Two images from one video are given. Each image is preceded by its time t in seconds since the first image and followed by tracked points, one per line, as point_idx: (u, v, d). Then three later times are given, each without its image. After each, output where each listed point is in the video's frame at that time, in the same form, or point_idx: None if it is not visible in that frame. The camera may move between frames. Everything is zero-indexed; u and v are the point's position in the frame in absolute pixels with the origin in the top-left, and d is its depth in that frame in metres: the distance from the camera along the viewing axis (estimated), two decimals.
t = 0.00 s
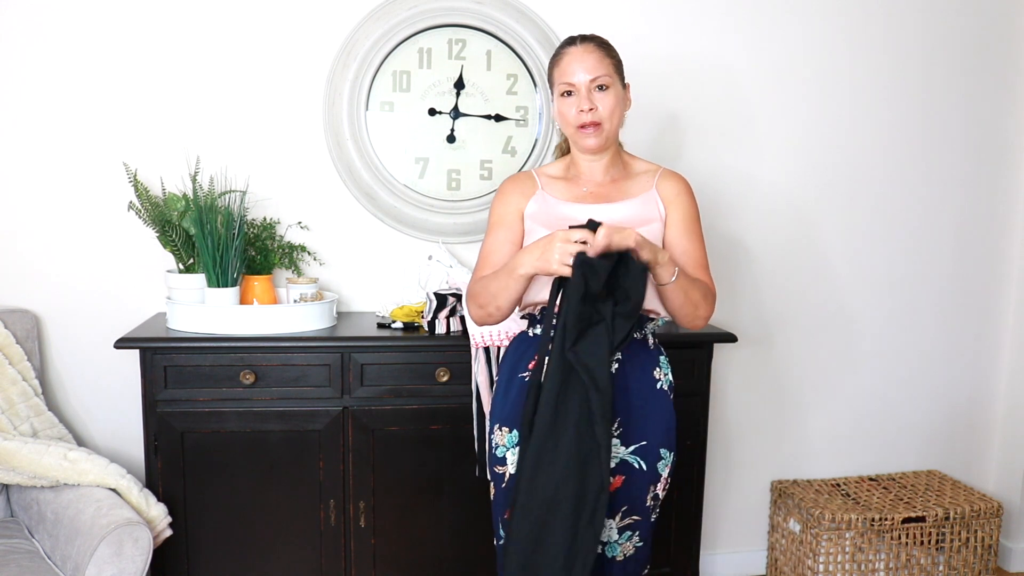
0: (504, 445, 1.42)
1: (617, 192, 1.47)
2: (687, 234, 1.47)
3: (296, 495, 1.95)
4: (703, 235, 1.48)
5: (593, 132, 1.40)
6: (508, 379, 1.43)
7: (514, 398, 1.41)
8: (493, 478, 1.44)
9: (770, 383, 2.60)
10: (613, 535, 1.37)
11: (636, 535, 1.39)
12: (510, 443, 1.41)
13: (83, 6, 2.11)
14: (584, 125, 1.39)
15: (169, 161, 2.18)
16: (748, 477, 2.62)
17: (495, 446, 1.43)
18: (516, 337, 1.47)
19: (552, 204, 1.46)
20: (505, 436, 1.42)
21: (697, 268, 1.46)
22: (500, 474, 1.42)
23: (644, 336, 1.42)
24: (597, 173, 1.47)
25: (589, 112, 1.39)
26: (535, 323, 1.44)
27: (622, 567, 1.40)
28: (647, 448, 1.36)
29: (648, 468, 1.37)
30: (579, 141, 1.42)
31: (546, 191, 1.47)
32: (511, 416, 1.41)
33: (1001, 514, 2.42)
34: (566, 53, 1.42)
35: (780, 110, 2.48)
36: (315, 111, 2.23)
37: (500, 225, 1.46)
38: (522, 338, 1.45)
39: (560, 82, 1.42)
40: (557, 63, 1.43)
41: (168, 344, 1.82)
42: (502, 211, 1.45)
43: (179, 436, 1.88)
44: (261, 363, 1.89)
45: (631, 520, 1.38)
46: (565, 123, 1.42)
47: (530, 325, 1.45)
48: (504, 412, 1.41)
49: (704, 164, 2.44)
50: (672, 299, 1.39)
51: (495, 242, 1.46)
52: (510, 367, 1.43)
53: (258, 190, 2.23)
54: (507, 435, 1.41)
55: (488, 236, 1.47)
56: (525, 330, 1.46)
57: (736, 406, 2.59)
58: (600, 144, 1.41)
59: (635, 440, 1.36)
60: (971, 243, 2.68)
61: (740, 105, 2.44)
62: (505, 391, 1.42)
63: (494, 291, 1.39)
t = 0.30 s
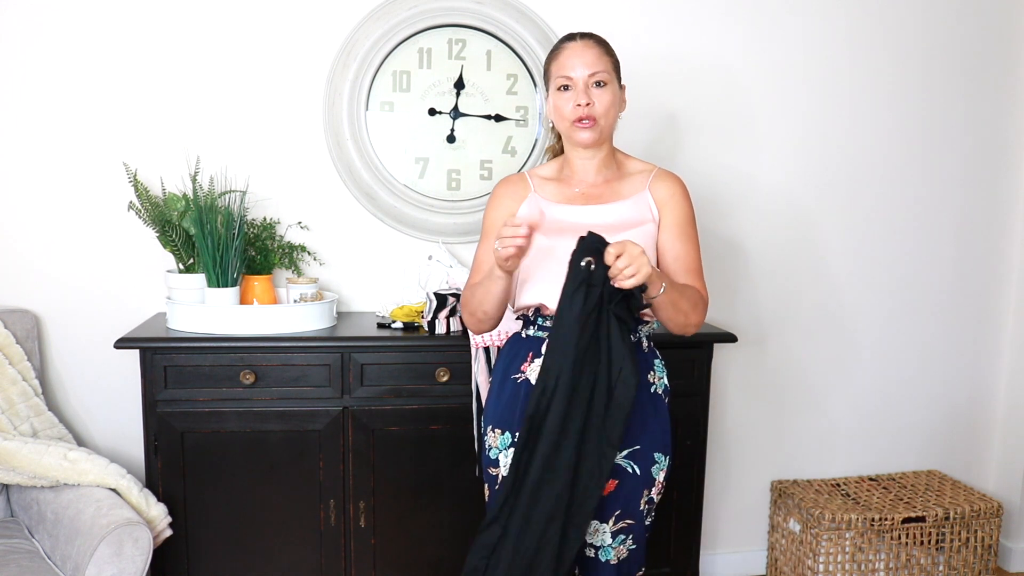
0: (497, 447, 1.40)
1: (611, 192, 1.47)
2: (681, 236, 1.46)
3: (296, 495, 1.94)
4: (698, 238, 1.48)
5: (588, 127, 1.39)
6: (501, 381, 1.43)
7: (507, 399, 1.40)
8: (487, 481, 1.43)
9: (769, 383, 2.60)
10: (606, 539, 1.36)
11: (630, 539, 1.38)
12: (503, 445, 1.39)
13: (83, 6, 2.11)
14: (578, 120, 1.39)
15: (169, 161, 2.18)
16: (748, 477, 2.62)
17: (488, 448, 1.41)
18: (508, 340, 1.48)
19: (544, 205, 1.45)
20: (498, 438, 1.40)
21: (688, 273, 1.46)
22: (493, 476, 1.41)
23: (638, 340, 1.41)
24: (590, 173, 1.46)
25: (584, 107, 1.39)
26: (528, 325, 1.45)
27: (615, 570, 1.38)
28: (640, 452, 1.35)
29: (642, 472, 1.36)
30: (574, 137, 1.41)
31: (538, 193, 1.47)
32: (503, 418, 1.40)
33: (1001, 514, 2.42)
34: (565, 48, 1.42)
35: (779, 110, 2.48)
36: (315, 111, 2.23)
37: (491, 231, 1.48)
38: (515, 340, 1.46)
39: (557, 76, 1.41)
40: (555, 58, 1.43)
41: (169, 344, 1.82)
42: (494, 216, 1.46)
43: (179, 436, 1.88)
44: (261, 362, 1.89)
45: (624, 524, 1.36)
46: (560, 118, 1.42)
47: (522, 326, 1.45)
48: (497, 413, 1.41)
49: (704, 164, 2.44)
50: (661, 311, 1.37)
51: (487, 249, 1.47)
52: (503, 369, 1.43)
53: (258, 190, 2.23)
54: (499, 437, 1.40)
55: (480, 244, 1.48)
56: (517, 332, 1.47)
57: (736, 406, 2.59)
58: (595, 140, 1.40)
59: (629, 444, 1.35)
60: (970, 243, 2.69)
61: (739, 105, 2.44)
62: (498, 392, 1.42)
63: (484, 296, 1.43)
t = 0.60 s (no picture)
0: (500, 451, 1.39)
1: (612, 192, 1.46)
2: (682, 238, 1.47)
3: (296, 495, 1.95)
4: (697, 240, 1.49)
5: (589, 122, 1.40)
6: (503, 384, 1.43)
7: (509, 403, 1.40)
8: (488, 485, 1.42)
9: (769, 383, 2.60)
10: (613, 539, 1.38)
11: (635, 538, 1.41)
12: (506, 449, 1.39)
13: (83, 6, 2.11)
14: (580, 112, 1.39)
15: (169, 161, 2.18)
16: (748, 477, 2.62)
17: (490, 452, 1.40)
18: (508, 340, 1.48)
19: (544, 206, 1.45)
20: (500, 442, 1.40)
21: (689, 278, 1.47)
22: (496, 480, 1.40)
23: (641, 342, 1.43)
24: (590, 172, 1.47)
25: (587, 100, 1.39)
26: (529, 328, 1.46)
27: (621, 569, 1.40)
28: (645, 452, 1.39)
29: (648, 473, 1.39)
30: (575, 133, 1.41)
31: (537, 191, 1.47)
32: (506, 422, 1.40)
33: (1001, 514, 2.42)
34: (569, 42, 1.43)
35: (779, 110, 2.48)
36: (315, 112, 2.23)
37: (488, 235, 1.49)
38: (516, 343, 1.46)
39: (560, 70, 1.43)
40: (558, 52, 1.45)
41: (169, 344, 1.82)
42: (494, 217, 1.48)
43: (179, 436, 1.88)
44: (261, 363, 1.89)
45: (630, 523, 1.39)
46: (562, 112, 1.42)
47: (524, 329, 1.45)
48: (498, 418, 1.40)
49: (704, 164, 2.44)
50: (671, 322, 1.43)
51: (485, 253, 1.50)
52: (504, 372, 1.43)
53: (258, 190, 2.23)
54: (502, 441, 1.39)
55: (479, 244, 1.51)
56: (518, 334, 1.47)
57: (736, 407, 2.59)
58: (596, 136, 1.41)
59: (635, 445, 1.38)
60: (971, 243, 2.69)
61: (739, 105, 2.44)
62: (499, 396, 1.42)
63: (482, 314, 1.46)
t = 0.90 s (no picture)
0: (503, 451, 1.39)
1: (611, 192, 1.47)
2: (681, 237, 1.47)
3: (296, 495, 1.95)
4: (697, 239, 1.49)
5: (596, 129, 1.40)
6: (506, 384, 1.42)
7: (512, 403, 1.40)
8: (491, 485, 1.42)
9: (769, 383, 2.60)
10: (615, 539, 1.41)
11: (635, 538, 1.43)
12: (509, 449, 1.39)
13: (83, 6, 2.11)
14: (588, 120, 1.39)
15: (169, 161, 2.18)
16: (748, 477, 2.62)
17: (493, 452, 1.40)
18: (511, 340, 1.48)
19: (541, 206, 1.46)
20: (503, 442, 1.40)
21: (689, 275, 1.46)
22: (499, 480, 1.40)
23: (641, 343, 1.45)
24: (589, 172, 1.47)
25: (595, 107, 1.39)
26: (531, 327, 1.45)
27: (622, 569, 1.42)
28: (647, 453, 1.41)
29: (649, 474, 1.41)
30: (579, 136, 1.41)
31: (536, 192, 1.47)
32: (509, 422, 1.40)
33: (1001, 514, 2.42)
34: (580, 43, 1.41)
35: (780, 110, 2.47)
36: (315, 112, 2.23)
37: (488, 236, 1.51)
38: (518, 344, 1.46)
39: (569, 72, 1.41)
40: (567, 52, 1.43)
41: (168, 344, 1.82)
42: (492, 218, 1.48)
43: (179, 436, 1.88)
44: (261, 363, 1.89)
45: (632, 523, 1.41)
46: (568, 115, 1.42)
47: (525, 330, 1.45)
48: (501, 418, 1.40)
49: (704, 164, 2.44)
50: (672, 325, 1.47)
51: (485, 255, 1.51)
52: (507, 372, 1.43)
53: (258, 190, 2.23)
54: (505, 441, 1.39)
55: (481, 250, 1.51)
56: (520, 334, 1.47)
57: (736, 406, 2.59)
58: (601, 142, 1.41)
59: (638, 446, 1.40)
60: (972, 243, 2.69)
61: (740, 105, 2.44)
62: (502, 396, 1.41)
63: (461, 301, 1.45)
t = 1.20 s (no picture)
0: (507, 453, 1.39)
1: (615, 191, 1.47)
2: (683, 233, 1.47)
3: (297, 495, 1.95)
4: (699, 234, 1.49)
5: (599, 132, 1.39)
6: (510, 385, 1.42)
7: (517, 404, 1.40)
8: (495, 487, 1.42)
9: (769, 383, 2.60)
10: (620, 538, 1.41)
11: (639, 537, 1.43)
12: (514, 450, 1.39)
13: (83, 6, 2.11)
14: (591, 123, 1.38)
15: (169, 161, 2.18)
16: (748, 477, 2.62)
17: (497, 454, 1.40)
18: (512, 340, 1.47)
19: (546, 206, 1.45)
20: (507, 443, 1.39)
21: (691, 272, 1.47)
22: (503, 481, 1.40)
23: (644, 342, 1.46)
24: (593, 172, 1.46)
25: (598, 111, 1.38)
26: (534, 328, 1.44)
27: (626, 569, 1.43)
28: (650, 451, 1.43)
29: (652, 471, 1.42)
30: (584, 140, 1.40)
31: (541, 192, 1.46)
32: (513, 423, 1.39)
33: (1001, 514, 2.42)
34: (582, 46, 1.40)
35: (780, 110, 2.48)
36: (315, 112, 2.23)
37: (490, 235, 1.46)
38: (519, 344, 1.44)
39: (570, 75, 1.40)
40: (569, 54, 1.42)
41: (169, 344, 1.82)
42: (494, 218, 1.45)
43: (179, 436, 1.88)
44: (261, 363, 1.89)
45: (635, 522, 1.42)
46: (571, 118, 1.41)
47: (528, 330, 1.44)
48: (506, 419, 1.40)
49: (704, 164, 2.44)
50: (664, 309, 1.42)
51: (487, 255, 1.46)
52: (511, 373, 1.42)
53: (258, 190, 2.23)
54: (510, 442, 1.39)
55: (480, 248, 1.46)
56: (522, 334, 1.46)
57: (736, 407, 2.59)
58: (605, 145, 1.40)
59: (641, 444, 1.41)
60: (971, 243, 2.69)
61: (739, 105, 2.45)
62: (506, 397, 1.41)
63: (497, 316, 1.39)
